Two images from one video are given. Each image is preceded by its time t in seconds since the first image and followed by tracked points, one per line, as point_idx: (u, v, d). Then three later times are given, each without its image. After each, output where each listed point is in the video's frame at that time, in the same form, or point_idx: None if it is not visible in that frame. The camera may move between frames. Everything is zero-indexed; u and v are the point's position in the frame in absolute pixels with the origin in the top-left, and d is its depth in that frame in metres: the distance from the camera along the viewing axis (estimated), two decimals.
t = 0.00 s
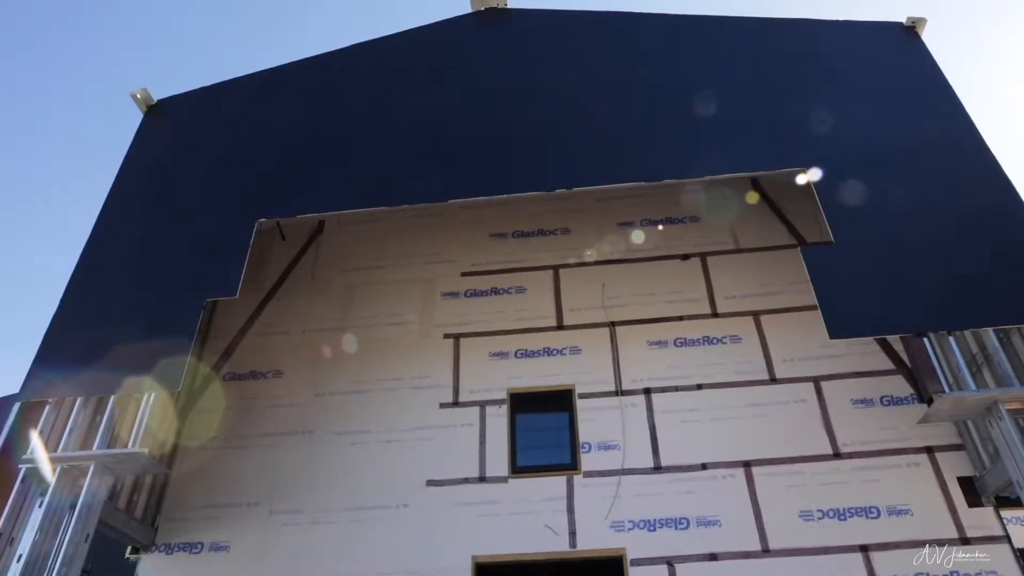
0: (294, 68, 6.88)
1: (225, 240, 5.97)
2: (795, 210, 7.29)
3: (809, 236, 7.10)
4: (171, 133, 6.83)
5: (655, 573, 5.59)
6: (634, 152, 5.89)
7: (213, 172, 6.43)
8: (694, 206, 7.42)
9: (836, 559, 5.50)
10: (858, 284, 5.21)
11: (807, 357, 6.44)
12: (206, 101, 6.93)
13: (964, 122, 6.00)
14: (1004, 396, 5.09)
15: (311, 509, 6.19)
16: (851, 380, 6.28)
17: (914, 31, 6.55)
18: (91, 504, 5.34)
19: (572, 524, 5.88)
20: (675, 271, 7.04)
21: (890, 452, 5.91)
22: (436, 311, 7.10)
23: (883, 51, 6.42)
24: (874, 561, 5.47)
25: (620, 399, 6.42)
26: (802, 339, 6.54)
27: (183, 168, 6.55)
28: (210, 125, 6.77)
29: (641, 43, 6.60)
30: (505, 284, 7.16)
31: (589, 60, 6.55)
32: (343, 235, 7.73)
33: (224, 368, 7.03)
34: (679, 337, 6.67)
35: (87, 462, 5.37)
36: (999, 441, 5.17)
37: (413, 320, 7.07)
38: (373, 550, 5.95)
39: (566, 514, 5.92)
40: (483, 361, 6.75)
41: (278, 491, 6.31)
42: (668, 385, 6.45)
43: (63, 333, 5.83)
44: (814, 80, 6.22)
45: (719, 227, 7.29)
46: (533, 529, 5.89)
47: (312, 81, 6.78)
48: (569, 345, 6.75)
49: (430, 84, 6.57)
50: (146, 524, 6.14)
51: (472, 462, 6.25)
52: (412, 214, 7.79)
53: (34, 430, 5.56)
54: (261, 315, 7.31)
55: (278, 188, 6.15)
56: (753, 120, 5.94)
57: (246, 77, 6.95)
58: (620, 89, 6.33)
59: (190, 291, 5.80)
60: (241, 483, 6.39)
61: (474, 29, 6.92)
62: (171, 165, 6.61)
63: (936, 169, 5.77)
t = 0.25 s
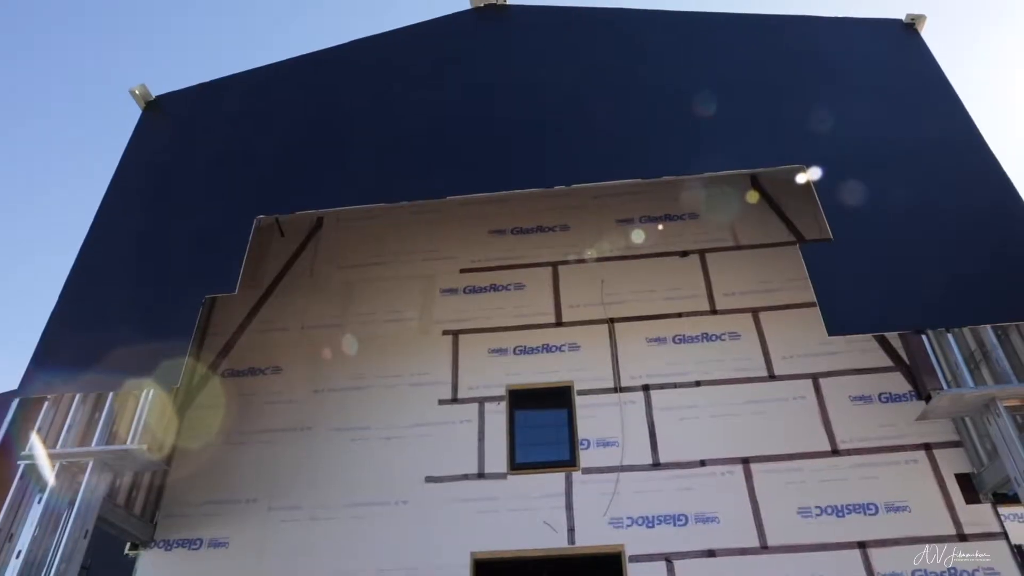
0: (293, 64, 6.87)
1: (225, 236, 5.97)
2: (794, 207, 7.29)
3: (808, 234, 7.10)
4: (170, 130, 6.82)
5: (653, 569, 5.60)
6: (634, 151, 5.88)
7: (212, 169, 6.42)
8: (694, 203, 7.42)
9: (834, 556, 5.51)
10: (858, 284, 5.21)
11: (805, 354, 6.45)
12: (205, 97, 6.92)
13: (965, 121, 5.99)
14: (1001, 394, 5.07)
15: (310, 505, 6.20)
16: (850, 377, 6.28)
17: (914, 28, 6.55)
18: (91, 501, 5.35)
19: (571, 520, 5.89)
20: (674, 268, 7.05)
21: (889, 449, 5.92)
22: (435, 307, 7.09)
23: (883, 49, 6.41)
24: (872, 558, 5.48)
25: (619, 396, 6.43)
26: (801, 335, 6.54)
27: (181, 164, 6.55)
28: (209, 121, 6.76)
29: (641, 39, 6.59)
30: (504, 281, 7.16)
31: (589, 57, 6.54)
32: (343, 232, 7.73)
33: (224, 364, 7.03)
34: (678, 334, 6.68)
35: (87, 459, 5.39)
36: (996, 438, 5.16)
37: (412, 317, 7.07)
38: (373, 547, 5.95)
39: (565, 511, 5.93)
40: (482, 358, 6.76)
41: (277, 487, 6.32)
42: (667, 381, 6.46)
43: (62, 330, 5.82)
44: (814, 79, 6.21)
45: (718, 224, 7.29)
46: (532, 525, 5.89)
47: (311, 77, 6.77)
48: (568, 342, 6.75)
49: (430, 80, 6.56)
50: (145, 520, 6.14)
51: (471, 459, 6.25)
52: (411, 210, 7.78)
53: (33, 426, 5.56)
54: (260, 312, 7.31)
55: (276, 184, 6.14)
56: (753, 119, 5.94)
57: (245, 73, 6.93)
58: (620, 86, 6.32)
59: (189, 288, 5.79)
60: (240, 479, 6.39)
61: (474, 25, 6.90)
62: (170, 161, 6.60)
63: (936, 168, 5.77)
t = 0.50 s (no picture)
0: (293, 58, 6.86)
1: (224, 231, 5.97)
2: (794, 203, 7.29)
3: (808, 229, 7.10)
4: (169, 124, 6.81)
5: (653, 564, 5.62)
6: (634, 148, 5.86)
7: (211, 164, 6.41)
8: (694, 198, 7.42)
9: (833, 551, 5.53)
10: (859, 281, 5.21)
11: (805, 349, 6.45)
12: (204, 92, 6.91)
13: (966, 118, 5.96)
14: (999, 389, 5.05)
15: (309, 500, 6.21)
16: (849, 372, 6.29)
17: (914, 23, 6.54)
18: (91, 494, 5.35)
19: (570, 516, 5.90)
20: (674, 263, 7.05)
21: (888, 444, 5.93)
22: (435, 302, 7.10)
23: (883, 44, 6.39)
24: (870, 553, 5.50)
25: (619, 391, 6.43)
26: (800, 331, 6.55)
27: (181, 160, 6.54)
28: (208, 115, 6.75)
29: (641, 34, 6.58)
30: (503, 276, 7.16)
31: (589, 52, 6.53)
32: (342, 227, 7.72)
33: (223, 359, 7.03)
34: (677, 330, 6.68)
35: (87, 453, 5.39)
36: (994, 433, 5.15)
37: (412, 312, 7.07)
38: (373, 542, 5.97)
39: (564, 505, 5.94)
40: (482, 353, 6.76)
41: (276, 482, 6.33)
42: (666, 376, 6.46)
43: (61, 326, 5.82)
44: (814, 76, 6.19)
45: (718, 220, 7.28)
46: (531, 520, 5.91)
47: (310, 72, 6.75)
48: (568, 337, 6.76)
49: (430, 75, 6.55)
50: (145, 515, 6.15)
51: (471, 454, 6.26)
52: (410, 205, 7.77)
53: (32, 421, 5.54)
54: (260, 307, 7.30)
55: (276, 180, 6.13)
56: (754, 117, 5.92)
57: (244, 68, 6.92)
58: (620, 81, 6.31)
59: (189, 283, 5.79)
60: (240, 474, 6.40)
61: (473, 19, 6.89)
62: (169, 156, 6.59)
63: (938, 165, 5.75)
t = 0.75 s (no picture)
0: (292, 52, 6.84)
1: (224, 225, 5.96)
2: (794, 197, 7.28)
3: (808, 223, 7.10)
4: (168, 118, 6.80)
5: (652, 557, 5.64)
6: (633, 144, 5.85)
7: (210, 159, 6.40)
8: (694, 193, 7.42)
9: (832, 544, 5.55)
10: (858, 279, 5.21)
11: (805, 343, 6.46)
12: (203, 85, 6.90)
13: (967, 114, 5.93)
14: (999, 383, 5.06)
15: (310, 494, 6.22)
16: (849, 366, 6.30)
17: (914, 16, 6.51)
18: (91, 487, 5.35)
19: (570, 509, 5.91)
20: (674, 257, 7.05)
21: (887, 438, 5.94)
22: (435, 296, 7.10)
23: (883, 37, 6.38)
24: (869, 546, 5.51)
25: (618, 385, 6.44)
26: (800, 325, 6.55)
27: (180, 154, 6.53)
28: (207, 109, 6.74)
29: (641, 27, 6.56)
30: (503, 270, 7.16)
31: (589, 45, 6.51)
32: (342, 221, 7.72)
33: (224, 353, 7.04)
34: (677, 324, 6.69)
35: (87, 447, 5.41)
36: (994, 427, 5.17)
37: (412, 306, 7.07)
38: (373, 535, 5.98)
39: (564, 499, 5.95)
40: (482, 347, 6.76)
41: (277, 476, 6.34)
42: (666, 370, 6.47)
43: (61, 320, 5.82)
44: (815, 72, 6.16)
45: (718, 214, 7.28)
46: (532, 514, 5.92)
47: (309, 65, 6.74)
48: (567, 331, 6.76)
49: (429, 69, 6.53)
50: (146, 509, 6.18)
51: (471, 448, 6.28)
52: (410, 199, 7.77)
53: (32, 415, 5.54)
54: (260, 301, 7.30)
55: (275, 174, 6.13)
56: (754, 113, 5.90)
57: (243, 61, 6.90)
58: (619, 75, 6.30)
59: (189, 277, 5.79)
60: (240, 467, 6.41)
61: (473, 12, 6.87)
62: (168, 150, 6.58)
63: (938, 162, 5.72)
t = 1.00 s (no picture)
0: (291, 45, 6.82)
1: (224, 219, 5.96)
2: (794, 190, 7.27)
3: (808, 217, 7.09)
4: (167, 111, 6.78)
5: (652, 550, 5.65)
6: (633, 139, 5.82)
7: (210, 153, 6.38)
8: (694, 186, 7.41)
9: (832, 537, 5.56)
10: (858, 275, 5.18)
11: (804, 337, 6.46)
12: (202, 79, 6.87)
13: (970, 109, 5.88)
14: (999, 377, 5.06)
15: (311, 487, 6.24)
16: (849, 360, 6.30)
17: (916, 8, 6.48)
18: (92, 480, 5.34)
19: (570, 502, 5.93)
20: (674, 251, 7.04)
21: (887, 432, 5.95)
22: (435, 290, 7.10)
23: (885, 30, 6.34)
24: (868, 539, 5.53)
25: (618, 378, 6.45)
26: (800, 318, 6.55)
27: (179, 148, 6.51)
28: (206, 103, 6.72)
29: (642, 20, 6.53)
30: (503, 264, 7.15)
31: (589, 38, 6.49)
32: (341, 215, 7.72)
33: (224, 347, 7.04)
34: (677, 317, 6.69)
35: (87, 440, 5.39)
36: (994, 421, 5.17)
37: (412, 299, 7.07)
38: (373, 528, 6.00)
39: (564, 492, 5.97)
40: (482, 340, 6.77)
41: (277, 469, 6.35)
42: (666, 364, 6.48)
43: (60, 314, 5.81)
44: (815, 68, 6.11)
45: (719, 208, 7.27)
46: (532, 507, 5.93)
47: (309, 58, 6.72)
48: (567, 325, 6.76)
49: (429, 62, 6.51)
50: (146, 502, 6.18)
51: (471, 441, 6.29)
52: (410, 193, 7.76)
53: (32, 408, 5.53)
54: (260, 294, 7.30)
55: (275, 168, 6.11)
56: (754, 110, 5.86)
57: (242, 54, 6.88)
58: (620, 68, 6.27)
59: (189, 271, 5.79)
60: (241, 461, 6.42)
61: (473, 5, 6.84)
62: (167, 143, 6.56)
63: (940, 158, 5.68)
